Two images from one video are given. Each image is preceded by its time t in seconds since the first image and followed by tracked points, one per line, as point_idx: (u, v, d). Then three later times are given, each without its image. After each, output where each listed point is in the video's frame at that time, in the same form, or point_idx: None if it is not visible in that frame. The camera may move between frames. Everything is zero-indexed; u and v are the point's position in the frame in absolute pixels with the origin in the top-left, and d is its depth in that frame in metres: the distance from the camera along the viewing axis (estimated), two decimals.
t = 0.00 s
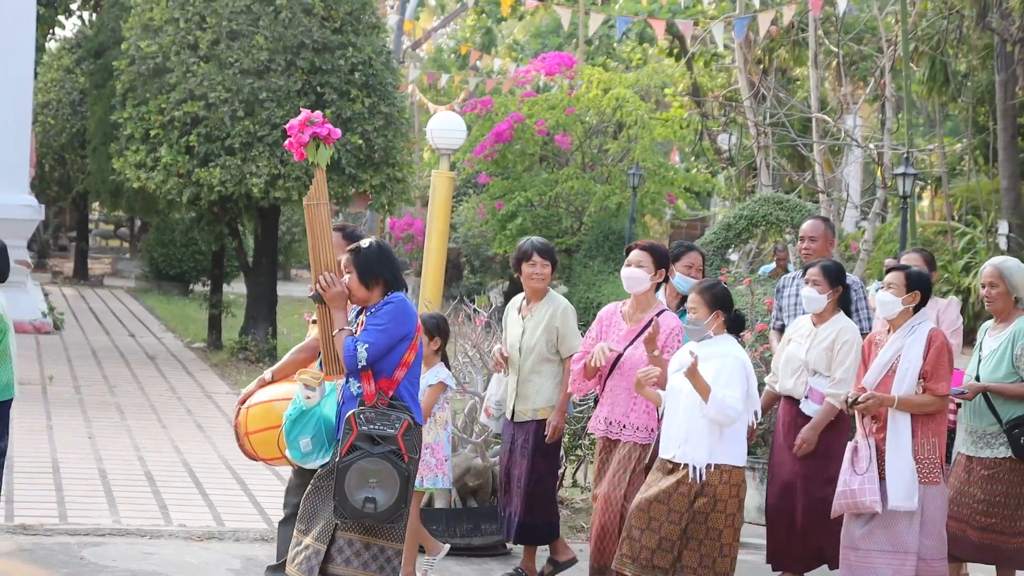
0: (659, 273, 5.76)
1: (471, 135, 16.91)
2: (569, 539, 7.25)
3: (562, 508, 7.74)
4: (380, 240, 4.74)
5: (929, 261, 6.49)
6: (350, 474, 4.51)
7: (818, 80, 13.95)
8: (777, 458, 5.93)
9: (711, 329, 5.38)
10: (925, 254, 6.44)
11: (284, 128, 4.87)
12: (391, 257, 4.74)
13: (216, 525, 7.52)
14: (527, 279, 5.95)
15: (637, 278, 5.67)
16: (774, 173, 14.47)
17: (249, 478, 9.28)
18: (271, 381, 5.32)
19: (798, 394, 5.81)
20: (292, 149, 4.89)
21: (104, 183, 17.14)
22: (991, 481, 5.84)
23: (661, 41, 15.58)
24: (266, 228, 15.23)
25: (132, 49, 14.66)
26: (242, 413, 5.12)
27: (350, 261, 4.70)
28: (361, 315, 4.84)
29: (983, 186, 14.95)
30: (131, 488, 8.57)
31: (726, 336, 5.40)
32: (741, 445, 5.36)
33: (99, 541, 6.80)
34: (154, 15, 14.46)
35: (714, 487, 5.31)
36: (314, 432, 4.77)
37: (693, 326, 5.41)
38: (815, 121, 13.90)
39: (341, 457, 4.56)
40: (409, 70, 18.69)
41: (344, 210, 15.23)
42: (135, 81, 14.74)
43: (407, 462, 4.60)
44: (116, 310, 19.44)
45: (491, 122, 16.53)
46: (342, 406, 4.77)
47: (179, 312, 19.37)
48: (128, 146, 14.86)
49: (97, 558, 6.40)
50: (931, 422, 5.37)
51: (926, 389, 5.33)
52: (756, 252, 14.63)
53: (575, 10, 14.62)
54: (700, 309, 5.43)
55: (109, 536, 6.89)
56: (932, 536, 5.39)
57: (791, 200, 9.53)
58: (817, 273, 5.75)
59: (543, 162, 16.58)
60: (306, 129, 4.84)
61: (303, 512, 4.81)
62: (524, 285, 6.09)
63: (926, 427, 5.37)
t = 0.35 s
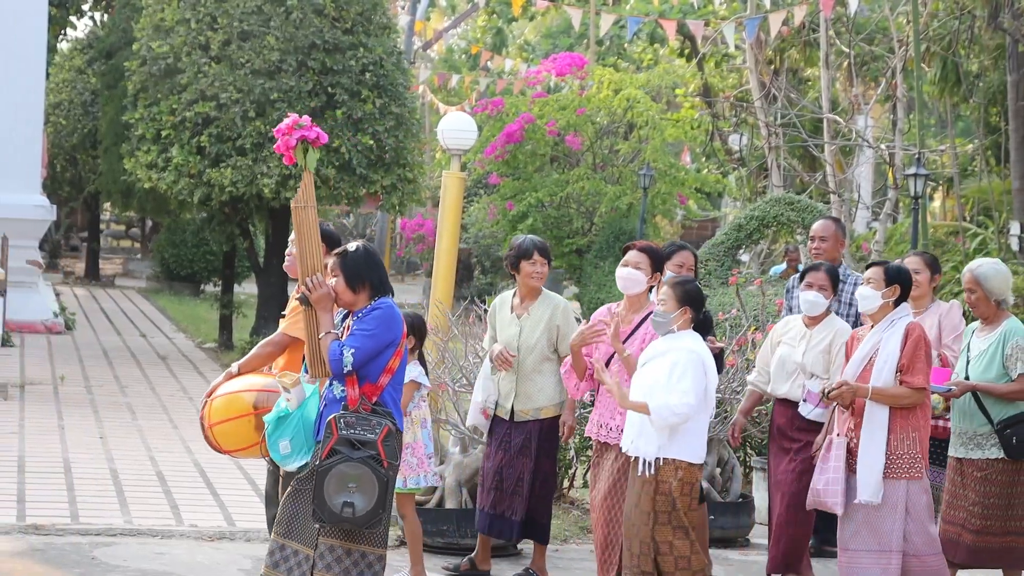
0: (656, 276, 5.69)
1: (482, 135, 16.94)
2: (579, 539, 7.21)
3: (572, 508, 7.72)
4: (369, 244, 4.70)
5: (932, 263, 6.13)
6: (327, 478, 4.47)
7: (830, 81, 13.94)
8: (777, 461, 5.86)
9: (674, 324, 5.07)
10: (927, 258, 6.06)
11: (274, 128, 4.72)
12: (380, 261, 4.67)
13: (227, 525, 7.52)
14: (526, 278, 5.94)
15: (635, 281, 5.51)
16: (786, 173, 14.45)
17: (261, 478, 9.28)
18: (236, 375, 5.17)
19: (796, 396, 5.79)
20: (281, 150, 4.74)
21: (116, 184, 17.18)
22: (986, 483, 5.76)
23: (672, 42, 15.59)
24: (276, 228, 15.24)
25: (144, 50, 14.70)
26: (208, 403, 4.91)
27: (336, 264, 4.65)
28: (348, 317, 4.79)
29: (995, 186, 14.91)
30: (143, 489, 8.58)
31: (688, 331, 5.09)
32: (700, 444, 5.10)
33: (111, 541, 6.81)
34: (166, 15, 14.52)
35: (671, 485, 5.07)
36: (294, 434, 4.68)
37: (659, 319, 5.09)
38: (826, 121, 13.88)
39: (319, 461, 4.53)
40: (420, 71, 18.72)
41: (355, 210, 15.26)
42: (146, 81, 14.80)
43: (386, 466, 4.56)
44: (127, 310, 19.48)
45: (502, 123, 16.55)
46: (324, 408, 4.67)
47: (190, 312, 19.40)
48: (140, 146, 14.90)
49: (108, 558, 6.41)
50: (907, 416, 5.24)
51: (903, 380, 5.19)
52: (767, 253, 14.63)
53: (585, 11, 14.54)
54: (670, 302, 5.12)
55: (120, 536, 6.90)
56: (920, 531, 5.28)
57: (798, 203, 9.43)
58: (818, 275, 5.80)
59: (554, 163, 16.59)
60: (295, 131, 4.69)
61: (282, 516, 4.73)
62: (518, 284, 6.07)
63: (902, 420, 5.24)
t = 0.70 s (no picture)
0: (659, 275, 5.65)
1: (495, 136, 16.97)
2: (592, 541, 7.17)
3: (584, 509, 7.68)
4: (352, 234, 4.67)
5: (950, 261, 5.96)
6: (304, 468, 4.45)
7: (843, 81, 13.93)
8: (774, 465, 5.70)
9: (658, 320, 5.05)
10: (944, 256, 5.89)
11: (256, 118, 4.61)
12: (363, 251, 4.65)
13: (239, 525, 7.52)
14: (508, 276, 5.92)
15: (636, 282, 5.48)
16: (798, 174, 14.45)
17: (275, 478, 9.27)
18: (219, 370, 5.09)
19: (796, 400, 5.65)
20: (261, 138, 4.65)
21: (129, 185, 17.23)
22: (970, 481, 5.61)
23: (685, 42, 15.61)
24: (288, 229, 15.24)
25: (157, 51, 14.74)
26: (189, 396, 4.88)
27: (320, 255, 4.59)
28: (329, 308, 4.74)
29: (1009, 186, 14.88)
30: (155, 489, 8.57)
31: (672, 327, 5.06)
32: (682, 437, 5.09)
33: (123, 541, 6.81)
34: (179, 17, 14.55)
35: (646, 479, 5.07)
36: (277, 427, 4.76)
37: (644, 315, 5.07)
38: (839, 122, 13.86)
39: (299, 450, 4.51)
40: (434, 72, 18.77)
41: (368, 211, 15.31)
42: (160, 82, 14.84)
43: (365, 455, 4.52)
44: (139, 310, 19.53)
45: (515, 124, 16.58)
46: (308, 399, 4.67)
47: (202, 313, 19.43)
48: (153, 147, 14.94)
49: (121, 558, 6.41)
50: (904, 420, 5.11)
51: (898, 383, 5.08)
52: (780, 253, 14.61)
53: (598, 12, 14.51)
54: (655, 299, 5.10)
55: (133, 536, 6.91)
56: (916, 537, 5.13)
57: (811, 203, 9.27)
58: (817, 274, 5.75)
59: (566, 164, 16.60)
60: (278, 120, 4.59)
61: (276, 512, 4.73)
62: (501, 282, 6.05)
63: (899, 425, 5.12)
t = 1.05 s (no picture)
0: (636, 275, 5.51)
1: (491, 136, 17.00)
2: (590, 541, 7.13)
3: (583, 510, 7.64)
4: (327, 230, 4.83)
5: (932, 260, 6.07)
6: (295, 461, 4.52)
7: (839, 81, 13.95)
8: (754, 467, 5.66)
9: (628, 322, 4.94)
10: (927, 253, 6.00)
11: (234, 111, 4.71)
12: (339, 248, 4.82)
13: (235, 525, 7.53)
14: (486, 276, 5.96)
15: (610, 278, 5.44)
16: (795, 174, 14.47)
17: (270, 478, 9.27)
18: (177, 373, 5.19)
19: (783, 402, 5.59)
20: (240, 132, 4.72)
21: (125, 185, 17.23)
22: (940, 480, 5.61)
23: (682, 42, 15.64)
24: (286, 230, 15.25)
25: (152, 50, 14.87)
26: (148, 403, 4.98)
27: (297, 251, 4.73)
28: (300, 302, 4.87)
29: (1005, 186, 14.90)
30: (152, 489, 8.57)
31: (644, 330, 4.94)
32: (654, 440, 4.99)
33: (118, 541, 6.80)
34: (175, 16, 14.68)
35: (617, 480, 4.97)
36: (256, 422, 4.79)
37: (613, 317, 4.96)
38: (835, 122, 13.87)
39: (290, 441, 4.56)
40: (429, 72, 18.80)
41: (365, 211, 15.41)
42: (155, 82, 14.91)
43: (355, 454, 4.67)
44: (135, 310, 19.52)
45: (511, 124, 16.62)
46: (285, 395, 4.78)
47: (198, 313, 19.42)
48: (149, 147, 14.96)
49: (116, 558, 6.41)
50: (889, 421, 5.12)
51: (882, 384, 5.10)
52: (776, 253, 14.62)
53: (595, 12, 14.49)
54: (624, 300, 4.98)
55: (128, 536, 6.91)
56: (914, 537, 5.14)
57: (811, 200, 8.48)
58: (795, 273, 5.66)
59: (563, 164, 16.62)
60: (258, 115, 4.68)
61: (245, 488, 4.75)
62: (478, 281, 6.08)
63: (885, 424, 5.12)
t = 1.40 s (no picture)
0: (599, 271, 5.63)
1: (493, 136, 17.01)
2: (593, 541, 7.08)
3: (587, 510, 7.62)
4: (307, 246, 4.76)
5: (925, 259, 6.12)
6: (292, 478, 4.43)
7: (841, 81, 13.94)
8: (736, 473, 5.60)
9: (598, 319, 4.91)
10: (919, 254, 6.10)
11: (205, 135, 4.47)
12: (317, 261, 4.76)
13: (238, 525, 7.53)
14: (481, 275, 5.96)
15: (576, 278, 5.57)
16: (797, 174, 14.47)
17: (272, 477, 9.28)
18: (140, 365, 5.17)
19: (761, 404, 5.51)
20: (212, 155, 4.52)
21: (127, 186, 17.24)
22: (934, 479, 5.58)
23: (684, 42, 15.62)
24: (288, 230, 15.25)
25: (156, 50, 15.40)
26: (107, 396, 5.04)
27: (274, 265, 4.67)
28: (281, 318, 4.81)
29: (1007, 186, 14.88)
30: (155, 489, 8.58)
31: (615, 326, 4.90)
32: (623, 438, 4.92)
33: (120, 542, 6.80)
34: (178, 16, 15.14)
35: (595, 481, 4.92)
36: (246, 441, 4.71)
37: (584, 315, 4.94)
38: (838, 122, 13.86)
39: (287, 458, 4.47)
40: (432, 71, 18.83)
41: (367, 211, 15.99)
42: (158, 82, 15.49)
43: (351, 469, 4.59)
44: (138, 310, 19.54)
45: (514, 124, 16.65)
46: (272, 413, 4.68)
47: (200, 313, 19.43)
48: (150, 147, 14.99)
49: (118, 559, 6.41)
50: (868, 424, 5.11)
51: (871, 392, 5.09)
52: (778, 253, 14.63)
53: (597, 12, 14.47)
54: (593, 297, 4.94)
55: (129, 537, 6.90)
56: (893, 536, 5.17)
57: (815, 200, 8.34)
58: (769, 273, 5.55)
59: (566, 164, 16.62)
60: (230, 135, 4.48)
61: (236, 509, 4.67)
62: (474, 281, 6.09)
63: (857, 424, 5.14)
